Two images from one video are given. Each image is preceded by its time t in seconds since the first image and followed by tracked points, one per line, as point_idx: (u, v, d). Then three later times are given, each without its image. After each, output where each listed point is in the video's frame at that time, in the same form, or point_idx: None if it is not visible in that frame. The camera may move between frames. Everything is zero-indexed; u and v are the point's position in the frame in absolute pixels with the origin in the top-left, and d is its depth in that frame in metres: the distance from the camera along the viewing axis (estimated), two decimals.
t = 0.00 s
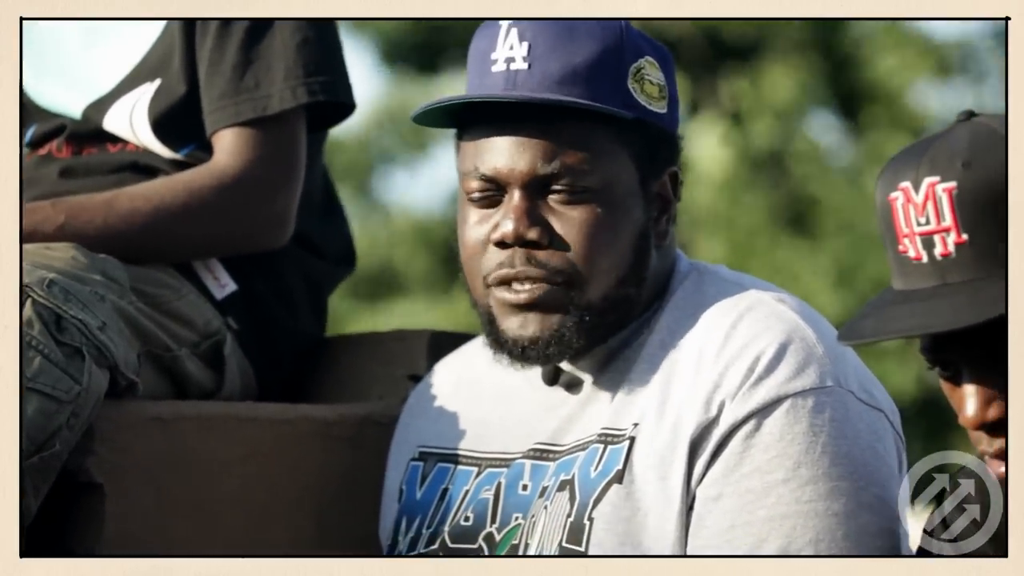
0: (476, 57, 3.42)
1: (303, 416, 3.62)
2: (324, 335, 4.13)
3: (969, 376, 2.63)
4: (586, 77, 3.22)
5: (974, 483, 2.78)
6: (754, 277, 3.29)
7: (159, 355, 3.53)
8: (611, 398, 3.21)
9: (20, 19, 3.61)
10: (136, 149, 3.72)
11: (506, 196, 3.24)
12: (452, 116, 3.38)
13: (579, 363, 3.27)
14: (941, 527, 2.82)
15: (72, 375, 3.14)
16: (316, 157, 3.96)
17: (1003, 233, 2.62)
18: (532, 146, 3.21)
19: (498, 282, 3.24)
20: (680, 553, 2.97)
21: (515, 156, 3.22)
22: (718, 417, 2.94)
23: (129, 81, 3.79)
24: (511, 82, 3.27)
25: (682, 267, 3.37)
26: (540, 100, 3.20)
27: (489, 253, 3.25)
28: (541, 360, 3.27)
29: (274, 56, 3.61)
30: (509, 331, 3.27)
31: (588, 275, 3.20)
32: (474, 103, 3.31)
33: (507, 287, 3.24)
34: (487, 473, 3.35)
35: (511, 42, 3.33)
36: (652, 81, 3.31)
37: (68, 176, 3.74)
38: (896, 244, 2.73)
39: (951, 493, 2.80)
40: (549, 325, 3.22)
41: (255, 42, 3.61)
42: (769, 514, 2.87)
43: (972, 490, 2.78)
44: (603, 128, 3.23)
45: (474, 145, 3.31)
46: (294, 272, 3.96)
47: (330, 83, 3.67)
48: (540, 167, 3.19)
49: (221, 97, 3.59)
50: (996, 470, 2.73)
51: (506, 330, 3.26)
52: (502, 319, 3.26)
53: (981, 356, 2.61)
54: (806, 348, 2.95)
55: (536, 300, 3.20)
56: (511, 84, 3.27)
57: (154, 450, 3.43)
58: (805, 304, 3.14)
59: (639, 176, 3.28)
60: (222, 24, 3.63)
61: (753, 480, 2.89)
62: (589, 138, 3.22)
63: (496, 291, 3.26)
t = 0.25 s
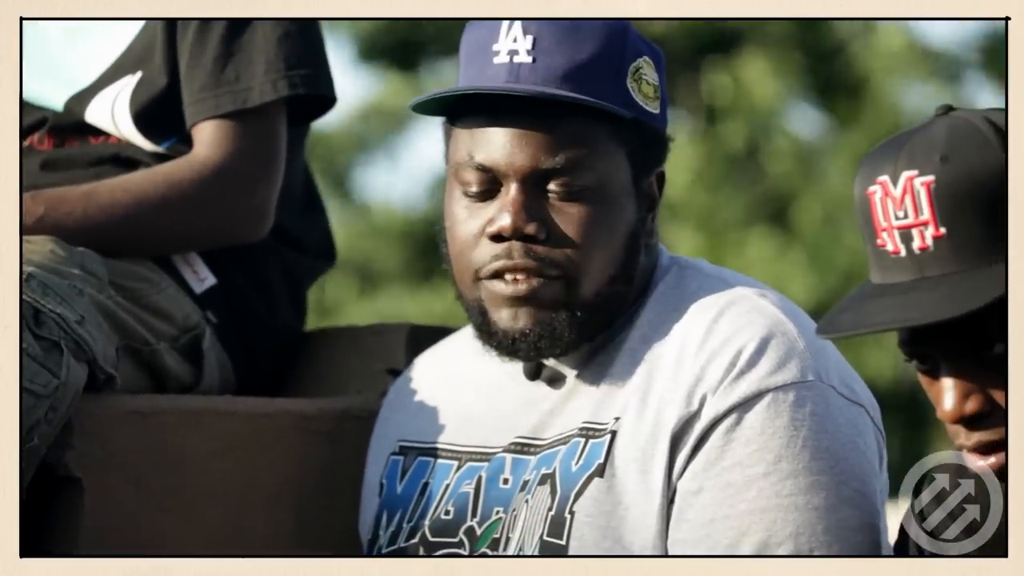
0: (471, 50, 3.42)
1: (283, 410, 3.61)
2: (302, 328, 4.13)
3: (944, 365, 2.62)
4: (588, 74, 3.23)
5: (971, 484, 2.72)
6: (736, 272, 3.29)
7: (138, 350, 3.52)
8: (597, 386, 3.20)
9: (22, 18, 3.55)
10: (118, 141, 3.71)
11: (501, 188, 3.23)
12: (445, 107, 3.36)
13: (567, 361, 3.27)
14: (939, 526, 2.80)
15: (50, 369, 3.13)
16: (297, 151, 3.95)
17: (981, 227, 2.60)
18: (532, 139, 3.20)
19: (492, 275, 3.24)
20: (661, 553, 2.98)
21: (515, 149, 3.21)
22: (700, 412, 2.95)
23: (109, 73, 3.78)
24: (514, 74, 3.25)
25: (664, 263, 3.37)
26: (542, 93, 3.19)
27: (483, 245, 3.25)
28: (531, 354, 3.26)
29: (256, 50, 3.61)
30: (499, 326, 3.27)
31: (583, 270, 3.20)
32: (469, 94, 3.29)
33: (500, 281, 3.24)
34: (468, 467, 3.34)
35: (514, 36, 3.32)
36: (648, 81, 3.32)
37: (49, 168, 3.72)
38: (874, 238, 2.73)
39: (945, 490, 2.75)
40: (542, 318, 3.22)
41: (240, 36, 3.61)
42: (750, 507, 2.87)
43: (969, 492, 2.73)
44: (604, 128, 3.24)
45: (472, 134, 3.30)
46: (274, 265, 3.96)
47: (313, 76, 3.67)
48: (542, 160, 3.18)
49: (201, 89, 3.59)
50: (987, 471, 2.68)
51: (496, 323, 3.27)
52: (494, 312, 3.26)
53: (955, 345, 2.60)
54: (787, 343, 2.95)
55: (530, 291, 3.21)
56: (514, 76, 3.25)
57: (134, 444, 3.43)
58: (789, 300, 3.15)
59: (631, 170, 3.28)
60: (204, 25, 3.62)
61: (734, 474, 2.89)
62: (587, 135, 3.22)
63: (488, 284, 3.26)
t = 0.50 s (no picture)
0: (445, 44, 3.40)
1: (262, 403, 3.61)
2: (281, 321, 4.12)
3: (921, 358, 2.62)
4: (564, 65, 3.22)
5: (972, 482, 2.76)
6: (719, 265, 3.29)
7: (116, 342, 3.52)
8: (578, 381, 3.20)
9: (23, 19, 3.53)
10: (97, 134, 3.72)
11: (483, 184, 3.23)
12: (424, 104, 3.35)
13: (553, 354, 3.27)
14: (938, 526, 2.82)
15: (28, 361, 3.12)
16: (276, 143, 3.95)
17: (957, 223, 2.59)
18: (511, 133, 3.20)
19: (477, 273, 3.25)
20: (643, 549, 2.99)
21: (494, 143, 3.21)
22: (683, 405, 2.95)
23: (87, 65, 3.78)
24: (490, 68, 3.25)
25: (646, 255, 3.37)
26: (518, 87, 3.19)
27: (467, 242, 3.25)
28: (524, 356, 3.26)
29: (235, 43, 3.59)
30: (486, 331, 3.29)
31: (568, 263, 3.20)
32: (447, 91, 3.29)
33: (485, 280, 3.25)
34: (450, 460, 3.33)
35: (490, 30, 3.31)
36: (624, 70, 3.31)
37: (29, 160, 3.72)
38: (852, 232, 2.73)
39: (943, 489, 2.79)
40: (531, 320, 3.23)
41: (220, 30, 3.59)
42: (734, 500, 2.87)
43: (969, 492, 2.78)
44: (583, 119, 3.23)
45: (450, 131, 3.29)
46: (251, 256, 3.95)
47: (291, 69, 3.66)
48: (522, 154, 3.18)
49: (180, 81, 3.57)
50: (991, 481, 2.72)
51: (481, 327, 3.28)
52: (481, 316, 3.28)
53: (930, 337, 2.60)
54: (771, 337, 2.96)
55: (521, 293, 3.22)
56: (490, 71, 3.25)
57: (111, 437, 3.44)
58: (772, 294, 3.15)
59: (611, 160, 3.27)
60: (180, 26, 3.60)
61: (717, 467, 2.90)
62: (566, 127, 3.21)
63: (473, 282, 3.27)
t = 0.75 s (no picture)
0: (423, 39, 3.39)
1: (242, 395, 3.60)
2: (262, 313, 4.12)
3: (901, 350, 2.62)
4: (544, 58, 3.22)
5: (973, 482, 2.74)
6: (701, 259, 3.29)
7: (96, 333, 3.52)
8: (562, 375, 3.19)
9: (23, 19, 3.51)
10: (76, 126, 3.71)
11: (465, 178, 3.22)
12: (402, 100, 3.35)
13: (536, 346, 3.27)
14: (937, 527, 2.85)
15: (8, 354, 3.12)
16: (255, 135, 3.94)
17: (935, 214, 2.58)
18: (492, 128, 3.19)
19: (460, 267, 3.23)
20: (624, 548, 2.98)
21: (475, 137, 3.20)
22: (665, 398, 2.95)
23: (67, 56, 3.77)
24: (468, 63, 3.25)
25: (628, 248, 3.37)
26: (499, 81, 3.19)
27: (450, 237, 3.24)
28: (509, 344, 3.24)
29: (216, 36, 3.59)
30: (472, 321, 3.26)
31: (552, 257, 3.20)
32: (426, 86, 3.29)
33: (469, 273, 3.23)
34: (431, 452, 3.34)
35: (467, 23, 3.31)
36: (602, 60, 3.31)
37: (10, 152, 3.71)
38: (832, 225, 2.73)
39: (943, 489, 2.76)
40: (516, 309, 3.21)
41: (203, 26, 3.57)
42: (715, 493, 2.87)
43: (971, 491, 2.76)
44: (563, 111, 3.23)
45: (429, 128, 3.29)
46: (234, 249, 3.94)
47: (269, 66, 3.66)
48: (503, 147, 3.18)
49: (159, 73, 3.56)
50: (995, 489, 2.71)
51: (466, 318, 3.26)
52: (465, 307, 3.25)
53: (910, 331, 2.61)
54: (753, 331, 2.96)
55: (501, 284, 3.21)
56: (468, 65, 3.24)
57: (91, 427, 3.45)
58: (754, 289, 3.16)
59: (592, 152, 3.28)
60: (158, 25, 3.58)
61: (699, 460, 2.90)
62: (547, 119, 3.21)
63: (457, 275, 3.25)
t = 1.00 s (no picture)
0: (403, 32, 3.39)
1: (226, 389, 3.60)
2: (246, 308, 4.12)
3: (881, 343, 2.64)
4: (524, 48, 3.23)
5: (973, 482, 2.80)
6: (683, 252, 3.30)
7: (80, 329, 3.51)
8: (540, 367, 3.21)
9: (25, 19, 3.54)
10: (59, 122, 3.72)
11: (448, 170, 3.23)
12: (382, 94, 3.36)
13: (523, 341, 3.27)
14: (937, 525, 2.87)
15: None
16: (240, 130, 3.95)
17: (916, 208, 2.59)
18: (473, 119, 3.20)
19: (447, 260, 3.23)
20: (606, 543, 2.99)
21: (456, 129, 3.21)
22: (647, 389, 2.96)
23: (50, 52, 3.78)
24: (448, 55, 3.25)
25: (610, 240, 3.37)
26: (479, 70, 3.19)
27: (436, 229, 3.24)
28: (498, 340, 3.24)
29: (202, 36, 3.61)
30: (461, 318, 3.26)
31: (536, 247, 3.20)
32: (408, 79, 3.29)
33: (457, 268, 3.23)
34: (414, 444, 3.34)
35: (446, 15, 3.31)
36: (581, 50, 3.32)
37: None
38: (814, 220, 2.74)
39: (943, 489, 2.80)
40: (504, 303, 3.21)
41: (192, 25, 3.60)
42: (698, 484, 2.88)
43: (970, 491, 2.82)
44: (544, 101, 3.24)
45: (411, 122, 3.29)
46: (218, 244, 3.95)
47: (253, 64, 3.67)
48: (484, 137, 3.18)
49: (147, 68, 3.56)
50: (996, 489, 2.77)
51: (455, 315, 3.26)
52: (453, 303, 3.26)
53: (893, 325, 2.62)
54: (735, 322, 2.98)
55: (489, 277, 3.21)
56: (449, 57, 3.24)
57: (75, 421, 3.44)
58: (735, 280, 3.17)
59: (574, 141, 3.28)
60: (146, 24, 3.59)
61: (682, 452, 2.91)
62: (528, 110, 3.22)
63: (444, 270, 3.25)
